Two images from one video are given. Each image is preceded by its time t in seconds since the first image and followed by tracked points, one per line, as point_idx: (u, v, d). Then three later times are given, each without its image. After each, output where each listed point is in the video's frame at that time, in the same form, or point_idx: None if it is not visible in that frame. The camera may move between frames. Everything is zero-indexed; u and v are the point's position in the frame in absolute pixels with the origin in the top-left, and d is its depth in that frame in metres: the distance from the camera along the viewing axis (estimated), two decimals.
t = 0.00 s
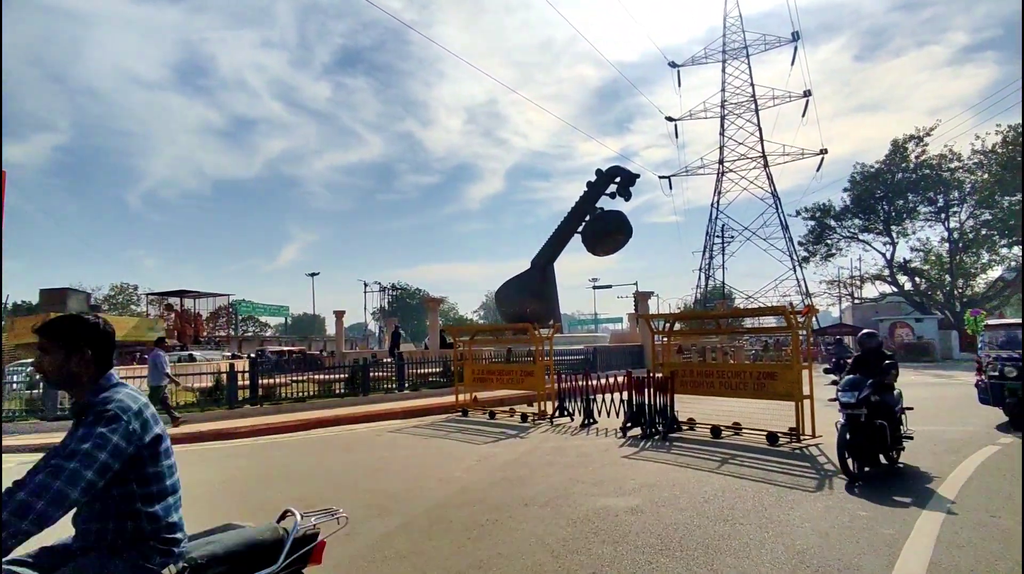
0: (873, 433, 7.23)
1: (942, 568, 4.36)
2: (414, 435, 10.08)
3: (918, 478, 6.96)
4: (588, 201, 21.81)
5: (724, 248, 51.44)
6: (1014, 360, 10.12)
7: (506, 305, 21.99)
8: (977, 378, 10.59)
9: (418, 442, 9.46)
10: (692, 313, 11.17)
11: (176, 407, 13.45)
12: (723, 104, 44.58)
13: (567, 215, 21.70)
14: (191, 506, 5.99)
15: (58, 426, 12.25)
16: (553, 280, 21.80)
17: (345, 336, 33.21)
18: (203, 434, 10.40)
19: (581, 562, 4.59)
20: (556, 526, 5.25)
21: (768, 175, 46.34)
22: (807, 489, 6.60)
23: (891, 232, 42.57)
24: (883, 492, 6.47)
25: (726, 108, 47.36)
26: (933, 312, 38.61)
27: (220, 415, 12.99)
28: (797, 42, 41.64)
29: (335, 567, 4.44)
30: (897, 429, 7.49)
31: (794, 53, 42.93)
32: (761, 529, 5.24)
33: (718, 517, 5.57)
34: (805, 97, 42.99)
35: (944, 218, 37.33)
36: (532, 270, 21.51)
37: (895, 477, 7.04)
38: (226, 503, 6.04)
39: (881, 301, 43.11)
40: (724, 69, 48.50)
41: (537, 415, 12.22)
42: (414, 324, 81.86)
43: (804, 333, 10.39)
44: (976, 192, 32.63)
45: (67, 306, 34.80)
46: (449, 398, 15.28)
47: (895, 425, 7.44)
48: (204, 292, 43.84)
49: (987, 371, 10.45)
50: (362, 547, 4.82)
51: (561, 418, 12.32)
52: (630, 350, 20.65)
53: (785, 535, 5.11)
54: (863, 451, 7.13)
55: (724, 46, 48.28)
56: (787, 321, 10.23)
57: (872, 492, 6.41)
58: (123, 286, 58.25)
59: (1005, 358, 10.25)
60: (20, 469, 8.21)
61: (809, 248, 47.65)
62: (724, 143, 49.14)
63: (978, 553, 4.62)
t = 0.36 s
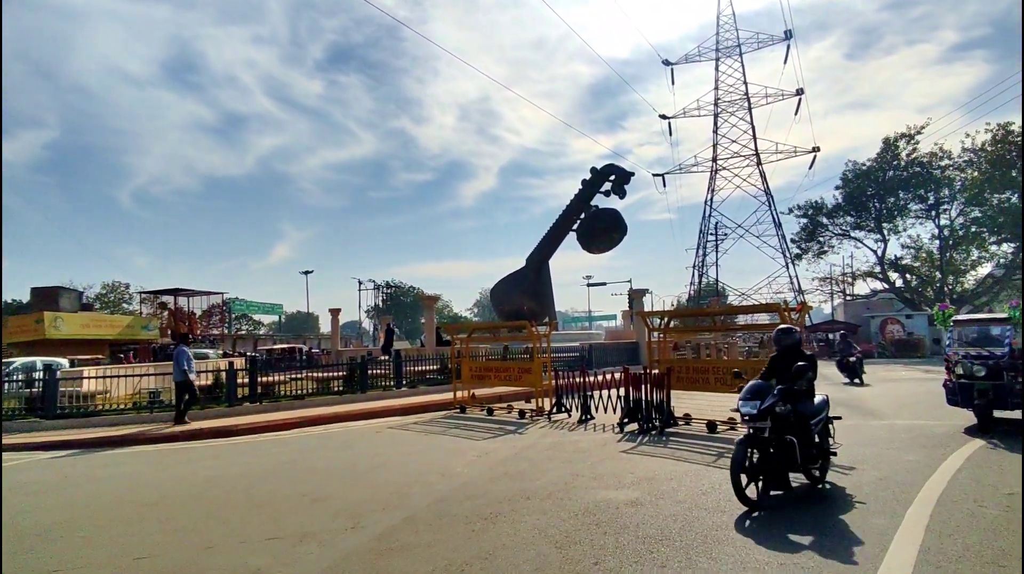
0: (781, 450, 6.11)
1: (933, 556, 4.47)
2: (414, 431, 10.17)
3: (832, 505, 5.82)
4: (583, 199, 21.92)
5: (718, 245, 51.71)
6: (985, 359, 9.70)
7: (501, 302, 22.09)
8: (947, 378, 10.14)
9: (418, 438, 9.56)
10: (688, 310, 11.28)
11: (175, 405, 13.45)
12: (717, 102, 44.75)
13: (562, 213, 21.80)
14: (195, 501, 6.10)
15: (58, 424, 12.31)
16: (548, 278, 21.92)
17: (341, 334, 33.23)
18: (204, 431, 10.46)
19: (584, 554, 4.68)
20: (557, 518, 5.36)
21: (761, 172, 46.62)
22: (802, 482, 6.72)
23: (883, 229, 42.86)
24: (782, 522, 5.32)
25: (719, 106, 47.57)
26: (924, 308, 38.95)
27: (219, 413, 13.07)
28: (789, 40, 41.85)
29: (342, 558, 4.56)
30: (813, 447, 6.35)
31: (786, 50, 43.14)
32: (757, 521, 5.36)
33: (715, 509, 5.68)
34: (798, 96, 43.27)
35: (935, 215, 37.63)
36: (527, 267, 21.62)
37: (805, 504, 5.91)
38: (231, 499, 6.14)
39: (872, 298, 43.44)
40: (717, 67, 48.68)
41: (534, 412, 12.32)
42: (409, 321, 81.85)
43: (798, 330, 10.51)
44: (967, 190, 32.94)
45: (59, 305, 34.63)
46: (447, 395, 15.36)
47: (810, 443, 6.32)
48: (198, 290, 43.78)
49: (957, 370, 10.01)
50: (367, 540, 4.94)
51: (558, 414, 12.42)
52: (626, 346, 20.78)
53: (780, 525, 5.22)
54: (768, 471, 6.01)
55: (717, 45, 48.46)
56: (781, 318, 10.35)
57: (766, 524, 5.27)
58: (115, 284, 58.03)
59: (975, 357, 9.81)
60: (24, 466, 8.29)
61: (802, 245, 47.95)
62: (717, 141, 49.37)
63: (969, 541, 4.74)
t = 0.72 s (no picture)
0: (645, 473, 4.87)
1: (920, 544, 4.62)
2: (410, 426, 10.28)
3: (699, 547, 4.66)
4: (575, 195, 22.04)
5: (707, 242, 52.01)
6: (945, 357, 9.45)
7: (493, 298, 22.20)
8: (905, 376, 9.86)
9: (414, 431, 9.68)
10: (679, 306, 11.46)
11: (170, 399, 13.47)
12: (707, 100, 45.02)
13: (554, 209, 21.93)
14: (199, 494, 6.20)
15: (55, 418, 12.37)
16: (540, 274, 22.04)
17: (332, 330, 33.21)
18: (201, 426, 10.52)
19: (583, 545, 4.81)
20: (556, 507, 5.51)
21: (750, 171, 46.90)
22: (791, 472, 6.91)
23: (869, 228, 43.31)
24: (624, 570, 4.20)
25: (710, 104, 47.76)
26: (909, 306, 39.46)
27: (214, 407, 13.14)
28: (779, 39, 42.11)
29: (349, 547, 4.70)
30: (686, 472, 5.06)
31: (776, 50, 43.46)
32: (749, 508, 5.55)
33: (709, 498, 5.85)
34: (787, 95, 43.65)
35: (920, 214, 38.10)
36: (520, 264, 21.75)
37: (667, 548, 4.67)
38: (234, 491, 6.25)
39: (859, 296, 43.93)
40: (707, 65, 48.73)
41: (529, 407, 12.46)
42: (399, 317, 81.74)
43: (787, 326, 10.71)
44: (951, 190, 33.42)
45: (46, 300, 34.32)
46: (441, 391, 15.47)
47: (681, 466, 5.07)
48: (188, 285, 43.64)
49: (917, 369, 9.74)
50: (373, 530, 5.07)
51: (552, 409, 12.57)
52: (617, 342, 20.98)
53: (773, 514, 5.37)
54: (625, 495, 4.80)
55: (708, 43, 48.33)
56: (771, 315, 10.54)
57: None
58: (102, 279, 57.65)
59: (934, 355, 9.56)
60: (24, 459, 8.35)
61: (789, 243, 48.39)
62: (707, 138, 49.54)
63: (954, 530, 4.90)
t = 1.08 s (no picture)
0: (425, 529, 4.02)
1: (898, 542, 4.76)
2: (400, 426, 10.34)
3: None
4: (564, 197, 22.16)
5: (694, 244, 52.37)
6: (900, 363, 9.22)
7: (481, 300, 22.27)
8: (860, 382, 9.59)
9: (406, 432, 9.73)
10: (667, 308, 11.58)
11: (160, 398, 13.49)
12: (695, 103, 45.31)
13: (543, 211, 22.04)
14: (194, 493, 6.26)
15: (42, 418, 12.32)
16: (529, 276, 22.15)
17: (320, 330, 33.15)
18: (192, 425, 10.52)
19: None
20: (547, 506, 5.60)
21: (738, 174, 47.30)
22: (776, 472, 7.04)
23: (853, 231, 43.84)
24: None
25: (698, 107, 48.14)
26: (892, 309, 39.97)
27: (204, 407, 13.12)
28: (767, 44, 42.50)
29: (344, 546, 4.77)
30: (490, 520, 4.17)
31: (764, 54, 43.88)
32: (736, 508, 5.65)
33: (697, 497, 5.96)
34: (774, 99, 44.08)
35: (903, 218, 38.62)
36: (509, 265, 21.83)
37: None
38: (231, 490, 6.32)
39: (843, 298, 44.43)
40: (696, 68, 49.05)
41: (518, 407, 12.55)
42: (387, 317, 81.60)
43: (773, 328, 10.86)
44: (934, 195, 33.95)
45: (31, 298, 33.97)
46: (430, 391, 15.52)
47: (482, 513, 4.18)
48: (174, 284, 43.37)
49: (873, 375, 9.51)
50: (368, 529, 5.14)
51: (541, 409, 12.66)
52: (605, 343, 21.12)
53: (758, 513, 5.50)
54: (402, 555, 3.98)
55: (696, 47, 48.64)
56: (757, 317, 10.68)
57: None
58: (86, 277, 57.08)
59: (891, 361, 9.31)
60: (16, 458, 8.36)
61: (775, 246, 48.85)
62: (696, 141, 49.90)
63: (932, 528, 5.04)
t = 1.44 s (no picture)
0: None
1: (890, 542, 4.79)
2: (395, 427, 10.35)
3: None
4: (559, 199, 22.19)
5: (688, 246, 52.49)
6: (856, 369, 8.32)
7: (476, 301, 22.26)
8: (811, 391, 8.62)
9: (400, 433, 9.74)
10: (661, 310, 11.61)
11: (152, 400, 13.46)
12: (689, 105, 45.44)
13: (538, 212, 22.06)
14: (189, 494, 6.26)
15: (34, 419, 12.27)
16: (524, 277, 22.16)
17: (315, 331, 33.08)
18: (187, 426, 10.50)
19: None
20: (541, 506, 5.63)
21: (732, 176, 47.40)
22: (768, 473, 7.08)
23: (846, 233, 44.06)
24: None
25: (693, 109, 48.25)
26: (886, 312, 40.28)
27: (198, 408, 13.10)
28: (761, 47, 42.60)
29: (339, 546, 4.80)
30: None
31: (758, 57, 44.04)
32: (730, 509, 5.67)
33: (690, 498, 5.98)
34: (768, 102, 44.29)
35: (895, 221, 38.85)
36: (503, 267, 21.84)
37: None
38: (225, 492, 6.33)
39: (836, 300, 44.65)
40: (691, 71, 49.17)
41: (513, 409, 12.56)
42: (381, 319, 81.45)
43: (766, 330, 10.89)
44: (925, 198, 34.17)
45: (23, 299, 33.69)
46: (424, 393, 15.51)
47: None
48: (167, 286, 43.20)
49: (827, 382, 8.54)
50: (362, 529, 5.15)
51: (536, 411, 12.67)
52: (599, 344, 21.16)
53: (751, 513, 5.53)
54: None
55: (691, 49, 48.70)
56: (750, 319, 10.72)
57: None
58: (78, 278, 56.77)
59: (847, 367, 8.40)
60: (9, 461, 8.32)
61: (768, 248, 49.02)
62: (691, 143, 49.98)
63: (924, 529, 5.06)
